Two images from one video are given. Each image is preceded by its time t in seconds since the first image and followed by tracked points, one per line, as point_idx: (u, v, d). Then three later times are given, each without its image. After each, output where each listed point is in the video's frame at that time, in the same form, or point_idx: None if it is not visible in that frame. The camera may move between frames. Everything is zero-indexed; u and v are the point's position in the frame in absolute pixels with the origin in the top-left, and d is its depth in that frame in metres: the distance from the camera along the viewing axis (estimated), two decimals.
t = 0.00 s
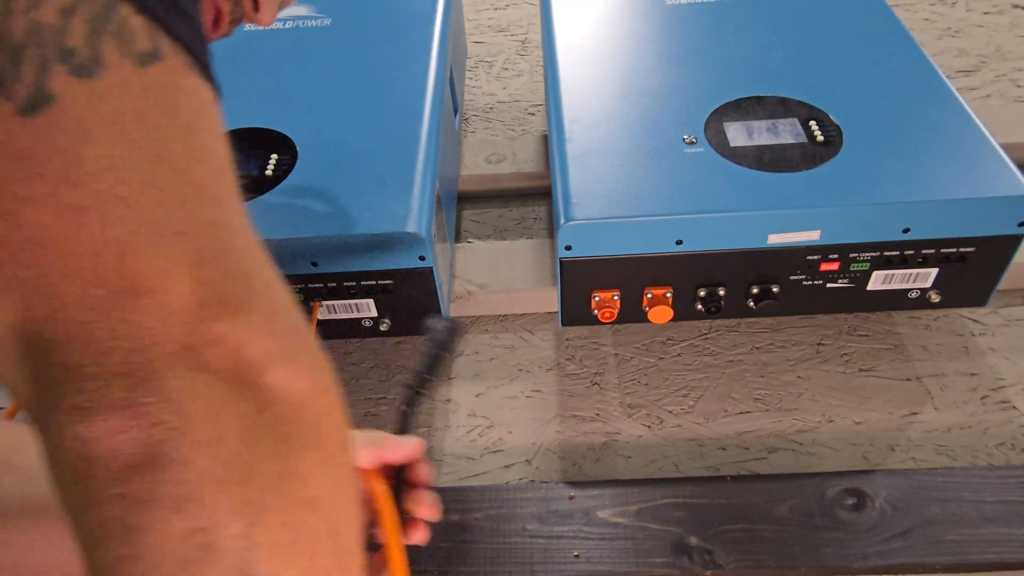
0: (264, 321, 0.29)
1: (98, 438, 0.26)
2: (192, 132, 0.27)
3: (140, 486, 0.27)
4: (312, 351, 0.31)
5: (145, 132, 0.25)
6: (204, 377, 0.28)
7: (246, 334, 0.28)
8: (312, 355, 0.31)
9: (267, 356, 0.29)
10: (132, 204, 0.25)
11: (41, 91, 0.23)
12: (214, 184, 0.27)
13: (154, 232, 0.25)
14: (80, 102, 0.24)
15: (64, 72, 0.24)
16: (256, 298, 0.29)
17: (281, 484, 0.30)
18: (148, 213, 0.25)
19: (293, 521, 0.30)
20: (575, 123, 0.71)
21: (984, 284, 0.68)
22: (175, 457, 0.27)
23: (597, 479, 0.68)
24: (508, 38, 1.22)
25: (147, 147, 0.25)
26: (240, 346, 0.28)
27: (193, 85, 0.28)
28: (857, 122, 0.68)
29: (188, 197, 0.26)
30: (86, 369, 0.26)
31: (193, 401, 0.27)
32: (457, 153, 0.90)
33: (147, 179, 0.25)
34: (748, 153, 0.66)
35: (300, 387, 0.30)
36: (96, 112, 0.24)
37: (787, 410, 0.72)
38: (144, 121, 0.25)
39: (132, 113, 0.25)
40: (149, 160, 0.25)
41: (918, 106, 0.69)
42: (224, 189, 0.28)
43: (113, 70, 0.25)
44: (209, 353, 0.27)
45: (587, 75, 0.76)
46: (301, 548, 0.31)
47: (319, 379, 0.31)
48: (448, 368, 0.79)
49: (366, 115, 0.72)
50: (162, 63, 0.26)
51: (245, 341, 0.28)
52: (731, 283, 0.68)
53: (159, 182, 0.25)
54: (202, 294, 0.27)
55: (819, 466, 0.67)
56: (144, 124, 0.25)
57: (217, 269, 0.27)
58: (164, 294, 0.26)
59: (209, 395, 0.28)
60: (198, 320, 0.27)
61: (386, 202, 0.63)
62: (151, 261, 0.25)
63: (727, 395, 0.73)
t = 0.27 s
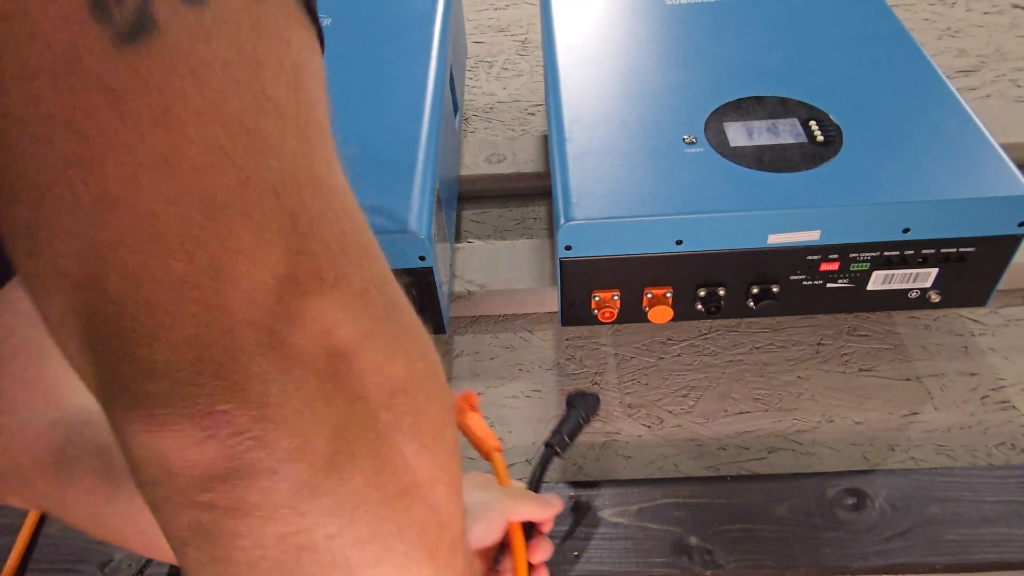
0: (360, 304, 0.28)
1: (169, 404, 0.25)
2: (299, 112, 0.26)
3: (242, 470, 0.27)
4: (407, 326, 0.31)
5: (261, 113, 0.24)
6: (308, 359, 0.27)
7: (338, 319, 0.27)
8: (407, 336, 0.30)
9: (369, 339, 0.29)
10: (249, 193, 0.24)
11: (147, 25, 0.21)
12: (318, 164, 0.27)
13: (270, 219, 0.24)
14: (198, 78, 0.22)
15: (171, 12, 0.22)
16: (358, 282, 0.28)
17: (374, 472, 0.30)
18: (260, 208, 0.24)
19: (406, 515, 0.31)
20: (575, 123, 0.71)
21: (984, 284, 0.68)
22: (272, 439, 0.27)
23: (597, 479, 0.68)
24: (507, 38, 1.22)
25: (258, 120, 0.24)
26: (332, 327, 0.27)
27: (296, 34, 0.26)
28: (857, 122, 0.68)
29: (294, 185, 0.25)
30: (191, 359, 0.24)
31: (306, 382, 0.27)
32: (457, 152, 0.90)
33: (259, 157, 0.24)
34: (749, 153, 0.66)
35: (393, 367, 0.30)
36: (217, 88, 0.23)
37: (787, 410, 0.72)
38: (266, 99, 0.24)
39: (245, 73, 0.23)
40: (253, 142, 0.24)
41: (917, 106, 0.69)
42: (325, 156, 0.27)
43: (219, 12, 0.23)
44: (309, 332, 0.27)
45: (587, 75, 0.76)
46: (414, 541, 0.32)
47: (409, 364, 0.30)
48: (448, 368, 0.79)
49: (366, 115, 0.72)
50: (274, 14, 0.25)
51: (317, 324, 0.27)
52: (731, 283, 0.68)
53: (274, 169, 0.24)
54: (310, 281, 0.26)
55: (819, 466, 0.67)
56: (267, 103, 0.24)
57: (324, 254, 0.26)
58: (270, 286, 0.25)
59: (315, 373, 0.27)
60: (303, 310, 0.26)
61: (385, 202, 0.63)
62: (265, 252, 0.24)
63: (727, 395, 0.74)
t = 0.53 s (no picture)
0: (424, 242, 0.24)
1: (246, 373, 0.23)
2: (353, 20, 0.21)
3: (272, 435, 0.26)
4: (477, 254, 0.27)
5: (310, 99, 0.20)
6: (373, 313, 0.24)
7: (407, 264, 0.24)
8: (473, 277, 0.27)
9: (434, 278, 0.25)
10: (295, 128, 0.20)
11: None
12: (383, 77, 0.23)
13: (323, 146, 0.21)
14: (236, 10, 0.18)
15: None
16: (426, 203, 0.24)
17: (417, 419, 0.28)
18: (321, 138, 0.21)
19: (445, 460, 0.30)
20: (575, 123, 0.71)
21: (984, 284, 0.68)
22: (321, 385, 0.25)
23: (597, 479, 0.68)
24: (507, 38, 1.22)
25: (313, 60, 0.20)
26: (399, 277, 0.24)
27: None
28: (857, 122, 0.68)
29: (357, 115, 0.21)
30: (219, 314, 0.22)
31: (370, 327, 0.24)
32: (457, 152, 0.90)
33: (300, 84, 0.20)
34: (749, 153, 0.66)
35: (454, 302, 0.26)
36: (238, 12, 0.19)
37: (786, 410, 0.72)
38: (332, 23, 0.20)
39: None
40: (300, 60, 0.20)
41: (918, 106, 0.69)
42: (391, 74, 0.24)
43: None
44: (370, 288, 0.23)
45: (587, 75, 0.76)
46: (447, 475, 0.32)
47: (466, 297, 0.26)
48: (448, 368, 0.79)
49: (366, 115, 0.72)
50: None
51: (387, 271, 0.24)
52: (731, 282, 0.68)
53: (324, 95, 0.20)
54: (372, 219, 0.22)
55: (819, 466, 0.67)
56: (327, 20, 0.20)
57: (369, 183, 0.22)
58: (329, 234, 0.21)
59: (389, 323, 0.24)
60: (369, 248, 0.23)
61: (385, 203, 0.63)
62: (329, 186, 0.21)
63: (727, 395, 0.74)
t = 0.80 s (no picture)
0: (362, 298, 0.24)
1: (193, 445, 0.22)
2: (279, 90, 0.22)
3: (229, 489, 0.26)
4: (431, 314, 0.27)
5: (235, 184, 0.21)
6: (314, 377, 0.23)
7: (349, 327, 0.23)
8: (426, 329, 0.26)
9: (381, 336, 0.24)
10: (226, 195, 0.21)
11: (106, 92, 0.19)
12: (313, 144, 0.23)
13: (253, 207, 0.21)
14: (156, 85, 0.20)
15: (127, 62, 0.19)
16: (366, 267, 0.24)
17: (402, 452, 0.26)
18: (250, 199, 0.21)
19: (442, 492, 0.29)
20: (575, 123, 0.71)
21: (984, 284, 0.68)
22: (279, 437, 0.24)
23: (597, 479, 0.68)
24: (508, 38, 1.22)
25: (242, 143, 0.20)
26: (340, 339, 0.23)
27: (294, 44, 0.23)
28: (857, 122, 0.68)
29: (287, 174, 0.22)
30: (162, 387, 0.21)
31: (314, 391, 0.23)
32: (457, 153, 0.90)
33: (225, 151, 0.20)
34: (749, 153, 0.66)
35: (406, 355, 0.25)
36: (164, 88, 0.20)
37: (786, 410, 0.72)
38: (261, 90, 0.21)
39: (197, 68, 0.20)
40: (218, 124, 0.20)
41: (918, 106, 0.69)
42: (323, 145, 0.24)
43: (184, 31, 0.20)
44: (311, 353, 0.23)
45: (587, 75, 0.76)
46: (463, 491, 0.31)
47: (418, 348, 0.25)
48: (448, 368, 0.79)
49: (367, 115, 0.72)
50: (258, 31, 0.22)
51: (322, 334, 0.23)
52: (731, 282, 0.68)
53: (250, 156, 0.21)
54: (310, 280, 0.22)
55: (819, 466, 0.67)
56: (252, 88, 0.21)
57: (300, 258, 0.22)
58: (262, 301, 0.21)
59: (335, 386, 0.24)
60: (303, 314, 0.22)
61: (385, 203, 0.63)
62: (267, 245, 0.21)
63: (727, 395, 0.74)
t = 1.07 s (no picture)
0: (325, 384, 0.26)
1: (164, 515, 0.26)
2: (234, 195, 0.24)
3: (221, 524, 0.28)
4: (400, 381, 0.29)
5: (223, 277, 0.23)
6: (274, 459, 0.26)
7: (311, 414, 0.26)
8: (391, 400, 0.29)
9: (342, 419, 0.27)
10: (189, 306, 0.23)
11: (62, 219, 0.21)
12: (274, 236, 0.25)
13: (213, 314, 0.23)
14: (111, 216, 0.22)
15: (81, 190, 0.21)
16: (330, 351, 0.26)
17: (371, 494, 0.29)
18: (211, 306, 0.23)
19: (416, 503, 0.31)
20: (575, 123, 0.71)
21: (984, 284, 0.68)
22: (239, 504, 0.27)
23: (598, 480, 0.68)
24: (508, 38, 1.22)
25: (228, 240, 0.24)
26: (301, 427, 0.26)
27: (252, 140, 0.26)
28: (857, 122, 0.68)
29: (249, 278, 0.24)
30: (133, 473, 0.24)
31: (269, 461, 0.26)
32: (457, 153, 0.90)
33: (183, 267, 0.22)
34: (748, 153, 0.66)
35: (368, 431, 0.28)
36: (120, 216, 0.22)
37: (786, 410, 0.72)
38: (216, 201, 0.24)
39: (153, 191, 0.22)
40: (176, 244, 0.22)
41: (917, 106, 0.69)
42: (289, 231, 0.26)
43: (140, 156, 0.22)
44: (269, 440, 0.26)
45: (587, 75, 0.76)
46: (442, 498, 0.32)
47: (382, 421, 0.28)
48: (448, 368, 0.79)
49: (367, 115, 0.72)
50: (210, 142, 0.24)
51: (282, 423, 0.26)
52: (731, 282, 0.68)
53: (208, 267, 0.23)
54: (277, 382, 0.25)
55: (819, 466, 0.67)
56: (206, 202, 0.23)
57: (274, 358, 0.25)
58: (220, 401, 0.24)
59: (294, 465, 0.27)
60: (262, 408, 0.25)
61: (385, 202, 0.63)
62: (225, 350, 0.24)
63: (727, 395, 0.74)
